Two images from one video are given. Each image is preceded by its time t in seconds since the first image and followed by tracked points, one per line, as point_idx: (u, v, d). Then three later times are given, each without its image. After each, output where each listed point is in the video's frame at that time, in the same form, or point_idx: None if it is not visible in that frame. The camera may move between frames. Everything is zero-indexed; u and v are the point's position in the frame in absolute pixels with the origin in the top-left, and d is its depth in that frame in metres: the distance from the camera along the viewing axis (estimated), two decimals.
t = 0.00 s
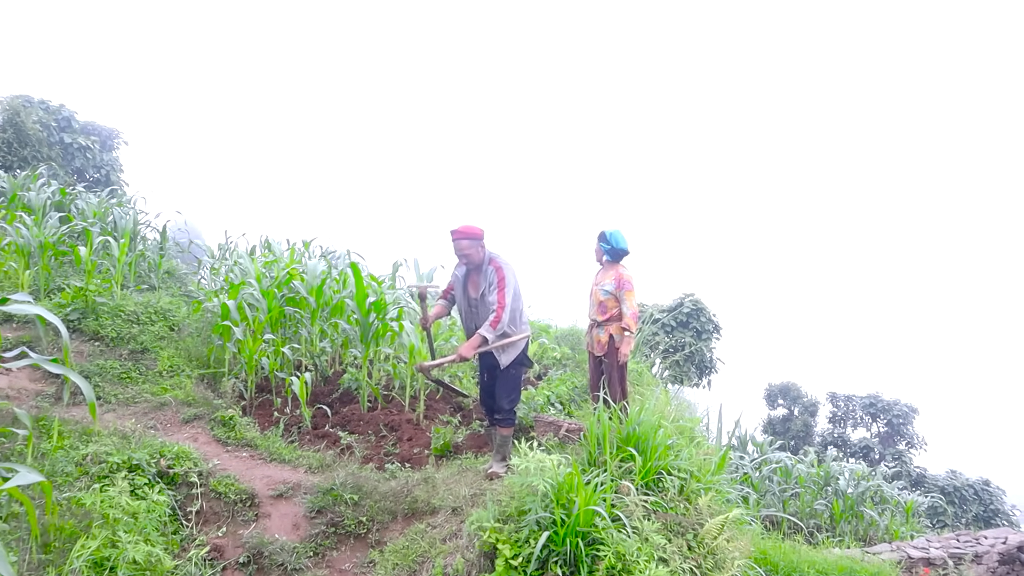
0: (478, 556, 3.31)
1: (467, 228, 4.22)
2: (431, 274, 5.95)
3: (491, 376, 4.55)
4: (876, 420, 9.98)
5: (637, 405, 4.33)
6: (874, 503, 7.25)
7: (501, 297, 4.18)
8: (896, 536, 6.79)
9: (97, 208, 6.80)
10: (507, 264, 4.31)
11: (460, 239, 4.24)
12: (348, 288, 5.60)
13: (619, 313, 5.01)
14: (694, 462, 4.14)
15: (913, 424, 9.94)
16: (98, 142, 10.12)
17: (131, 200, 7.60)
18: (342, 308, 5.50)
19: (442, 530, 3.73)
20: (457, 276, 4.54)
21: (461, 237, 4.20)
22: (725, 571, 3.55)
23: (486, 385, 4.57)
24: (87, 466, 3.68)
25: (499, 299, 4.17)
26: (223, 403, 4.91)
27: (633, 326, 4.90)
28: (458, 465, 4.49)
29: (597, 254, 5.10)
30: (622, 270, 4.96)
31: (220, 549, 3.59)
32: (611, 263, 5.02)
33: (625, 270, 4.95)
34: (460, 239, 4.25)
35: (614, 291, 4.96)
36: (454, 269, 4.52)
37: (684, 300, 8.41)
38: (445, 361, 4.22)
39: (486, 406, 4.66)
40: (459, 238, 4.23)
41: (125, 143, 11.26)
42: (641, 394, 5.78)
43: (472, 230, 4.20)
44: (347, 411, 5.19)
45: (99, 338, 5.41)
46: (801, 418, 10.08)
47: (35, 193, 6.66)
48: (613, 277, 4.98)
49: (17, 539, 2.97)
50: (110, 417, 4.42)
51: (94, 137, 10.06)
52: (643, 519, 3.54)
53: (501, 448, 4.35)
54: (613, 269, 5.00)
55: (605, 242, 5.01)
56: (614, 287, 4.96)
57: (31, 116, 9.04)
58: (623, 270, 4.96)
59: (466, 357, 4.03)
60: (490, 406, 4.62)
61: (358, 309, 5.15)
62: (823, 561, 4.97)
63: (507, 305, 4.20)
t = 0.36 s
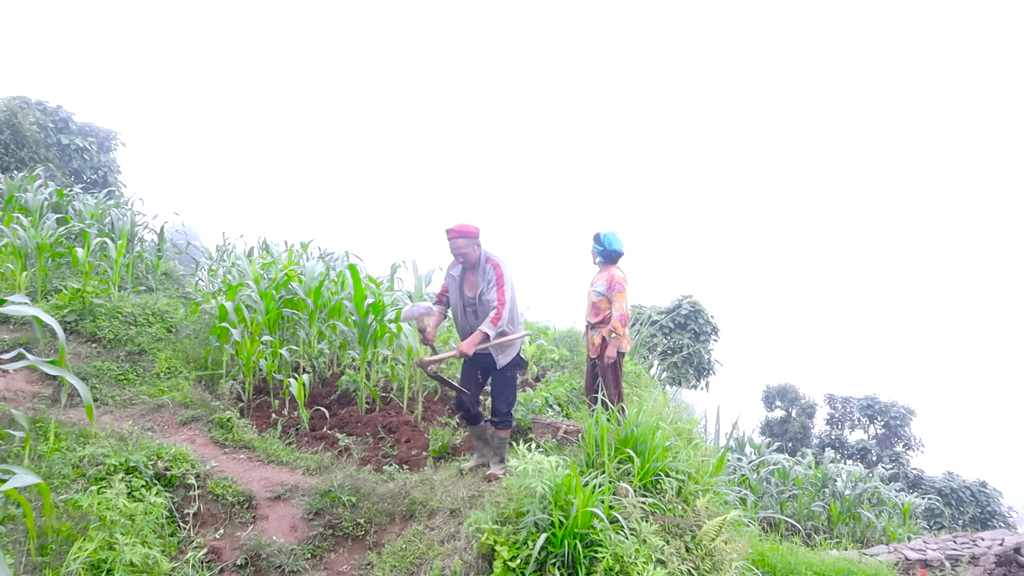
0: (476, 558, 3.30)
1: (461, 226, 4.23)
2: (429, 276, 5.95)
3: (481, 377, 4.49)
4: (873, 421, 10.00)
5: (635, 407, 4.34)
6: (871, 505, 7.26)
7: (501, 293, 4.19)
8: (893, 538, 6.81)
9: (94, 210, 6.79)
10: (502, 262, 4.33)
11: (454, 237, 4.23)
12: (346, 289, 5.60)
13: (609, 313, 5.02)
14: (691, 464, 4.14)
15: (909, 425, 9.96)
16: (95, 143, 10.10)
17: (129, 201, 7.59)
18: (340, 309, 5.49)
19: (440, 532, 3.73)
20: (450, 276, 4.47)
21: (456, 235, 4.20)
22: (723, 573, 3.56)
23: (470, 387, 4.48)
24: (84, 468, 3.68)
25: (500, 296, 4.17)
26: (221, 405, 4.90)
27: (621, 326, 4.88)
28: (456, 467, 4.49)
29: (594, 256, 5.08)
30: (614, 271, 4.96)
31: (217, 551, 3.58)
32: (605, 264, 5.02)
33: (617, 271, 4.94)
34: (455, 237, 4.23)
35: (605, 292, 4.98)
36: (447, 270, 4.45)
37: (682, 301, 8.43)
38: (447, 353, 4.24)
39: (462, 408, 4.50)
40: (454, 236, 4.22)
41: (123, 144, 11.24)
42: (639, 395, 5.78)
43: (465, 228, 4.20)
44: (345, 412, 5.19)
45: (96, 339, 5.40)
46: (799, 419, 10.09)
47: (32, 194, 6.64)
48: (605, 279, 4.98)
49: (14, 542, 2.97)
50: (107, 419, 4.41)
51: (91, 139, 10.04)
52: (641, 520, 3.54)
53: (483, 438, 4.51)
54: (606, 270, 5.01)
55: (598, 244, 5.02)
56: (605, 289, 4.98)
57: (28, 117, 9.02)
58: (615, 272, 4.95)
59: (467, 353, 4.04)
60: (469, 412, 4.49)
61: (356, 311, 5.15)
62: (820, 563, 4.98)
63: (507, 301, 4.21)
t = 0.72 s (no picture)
0: (476, 559, 3.30)
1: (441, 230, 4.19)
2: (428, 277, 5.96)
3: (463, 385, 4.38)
4: (872, 423, 10.01)
5: (634, 408, 4.34)
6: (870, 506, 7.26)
7: (485, 293, 4.20)
8: (892, 539, 6.82)
9: (93, 211, 6.80)
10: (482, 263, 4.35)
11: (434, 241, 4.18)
12: (346, 291, 5.61)
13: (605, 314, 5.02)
14: (690, 465, 4.15)
15: (908, 427, 9.98)
16: (94, 145, 10.09)
17: (128, 202, 7.59)
18: (339, 311, 5.50)
19: (439, 533, 3.73)
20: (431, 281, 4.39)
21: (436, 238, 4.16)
22: (722, 574, 3.56)
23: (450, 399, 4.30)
24: (84, 470, 3.68)
25: (484, 295, 4.19)
26: (220, 407, 4.90)
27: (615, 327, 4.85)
28: (455, 469, 4.50)
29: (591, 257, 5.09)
30: (610, 271, 4.97)
31: (216, 552, 3.58)
32: (602, 265, 5.04)
33: (612, 272, 4.94)
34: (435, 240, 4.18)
35: (601, 292, 4.99)
36: (429, 275, 4.38)
37: (681, 303, 8.43)
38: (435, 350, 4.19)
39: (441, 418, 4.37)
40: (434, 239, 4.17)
41: (121, 145, 11.22)
42: (638, 397, 5.78)
43: (444, 231, 4.16)
44: (344, 414, 5.18)
45: (95, 341, 5.40)
46: (798, 421, 10.09)
47: (31, 196, 6.64)
48: (601, 280, 5.00)
49: (13, 543, 2.97)
50: (106, 421, 4.41)
51: (90, 140, 10.04)
52: (641, 521, 3.54)
53: (445, 453, 4.27)
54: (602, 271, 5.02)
55: (594, 245, 5.04)
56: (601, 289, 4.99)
57: (27, 118, 9.02)
58: (610, 272, 4.96)
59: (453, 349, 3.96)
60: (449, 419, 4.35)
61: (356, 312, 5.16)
62: (819, 564, 4.98)
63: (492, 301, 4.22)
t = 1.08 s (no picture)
0: (475, 559, 3.30)
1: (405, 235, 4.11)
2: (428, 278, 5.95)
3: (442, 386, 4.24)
4: (870, 424, 10.02)
5: (633, 408, 4.34)
6: (868, 507, 7.27)
7: (460, 291, 4.11)
8: (890, 540, 6.83)
9: (92, 212, 6.80)
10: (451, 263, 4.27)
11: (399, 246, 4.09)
12: (344, 291, 5.62)
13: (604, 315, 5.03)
14: (689, 466, 4.15)
15: (907, 428, 10.00)
16: (93, 146, 10.09)
17: (127, 203, 7.59)
18: (338, 311, 5.51)
19: (438, 533, 3.73)
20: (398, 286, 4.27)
21: (402, 243, 4.07)
22: (721, 575, 3.56)
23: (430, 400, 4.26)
24: (82, 470, 3.68)
25: (459, 294, 4.10)
26: (219, 407, 4.90)
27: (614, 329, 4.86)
28: (455, 469, 4.49)
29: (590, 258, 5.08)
30: (609, 272, 4.97)
31: (215, 553, 3.57)
32: (602, 265, 5.05)
33: (612, 273, 4.94)
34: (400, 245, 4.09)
35: (600, 293, 5.00)
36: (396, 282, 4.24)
37: (680, 304, 8.44)
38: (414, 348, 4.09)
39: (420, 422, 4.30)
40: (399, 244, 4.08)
41: (120, 146, 11.22)
42: (637, 397, 5.79)
43: (408, 235, 4.08)
44: (343, 414, 5.19)
45: (94, 342, 5.40)
46: (796, 421, 10.10)
47: (30, 196, 6.65)
48: (600, 281, 5.01)
49: (11, 543, 2.97)
50: (104, 421, 4.40)
51: (89, 141, 10.04)
52: (640, 521, 3.54)
53: (428, 456, 4.30)
54: (602, 272, 5.02)
55: (594, 246, 5.04)
56: (600, 291, 5.00)
57: (26, 119, 9.02)
58: (610, 272, 4.97)
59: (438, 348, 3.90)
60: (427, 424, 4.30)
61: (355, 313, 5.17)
62: (818, 565, 4.98)
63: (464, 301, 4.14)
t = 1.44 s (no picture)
0: (475, 559, 3.30)
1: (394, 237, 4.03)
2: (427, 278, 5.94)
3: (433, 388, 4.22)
4: (869, 423, 10.03)
5: (633, 408, 4.34)
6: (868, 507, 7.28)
7: (450, 295, 4.05)
8: (890, 540, 6.83)
9: (90, 212, 6.78)
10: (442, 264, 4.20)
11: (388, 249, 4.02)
12: (344, 292, 5.61)
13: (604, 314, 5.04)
14: (689, 465, 4.15)
15: (906, 428, 10.01)
16: (91, 146, 10.06)
17: (125, 203, 7.57)
18: (337, 311, 5.51)
19: (438, 534, 3.73)
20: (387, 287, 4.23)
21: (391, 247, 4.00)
22: (721, 575, 3.56)
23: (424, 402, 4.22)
24: (81, 471, 3.67)
25: (449, 297, 4.05)
26: (218, 407, 4.89)
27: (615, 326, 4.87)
28: (454, 469, 4.49)
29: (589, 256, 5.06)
30: (609, 271, 4.97)
31: (214, 553, 3.57)
32: (600, 265, 5.04)
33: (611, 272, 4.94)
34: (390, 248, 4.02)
35: (600, 293, 4.99)
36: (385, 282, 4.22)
37: (679, 304, 8.44)
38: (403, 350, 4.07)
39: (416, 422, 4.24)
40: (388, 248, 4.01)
41: (118, 146, 11.18)
42: (637, 397, 5.78)
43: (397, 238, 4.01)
44: (342, 414, 5.19)
45: (92, 342, 5.39)
46: (796, 421, 10.10)
47: (28, 197, 6.62)
48: (599, 281, 5.01)
49: (10, 544, 2.96)
50: (103, 422, 4.39)
51: (87, 141, 10.03)
52: (640, 521, 3.54)
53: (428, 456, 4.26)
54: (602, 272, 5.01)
55: (592, 247, 5.03)
56: (600, 290, 5.00)
57: (23, 120, 9.00)
58: (609, 272, 4.97)
59: (425, 350, 3.88)
60: (425, 424, 4.26)
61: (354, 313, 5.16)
62: (817, 564, 4.99)
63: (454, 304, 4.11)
